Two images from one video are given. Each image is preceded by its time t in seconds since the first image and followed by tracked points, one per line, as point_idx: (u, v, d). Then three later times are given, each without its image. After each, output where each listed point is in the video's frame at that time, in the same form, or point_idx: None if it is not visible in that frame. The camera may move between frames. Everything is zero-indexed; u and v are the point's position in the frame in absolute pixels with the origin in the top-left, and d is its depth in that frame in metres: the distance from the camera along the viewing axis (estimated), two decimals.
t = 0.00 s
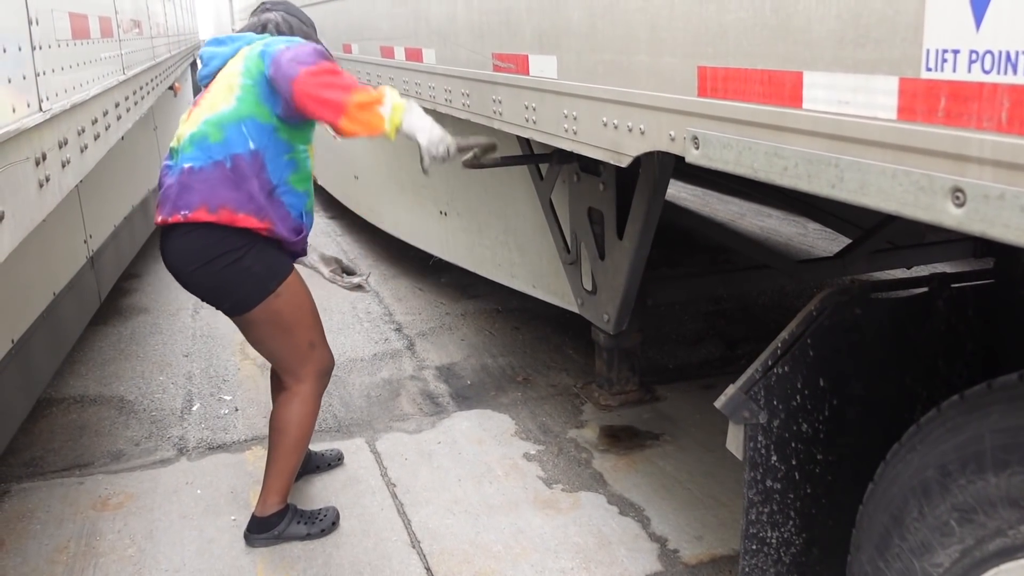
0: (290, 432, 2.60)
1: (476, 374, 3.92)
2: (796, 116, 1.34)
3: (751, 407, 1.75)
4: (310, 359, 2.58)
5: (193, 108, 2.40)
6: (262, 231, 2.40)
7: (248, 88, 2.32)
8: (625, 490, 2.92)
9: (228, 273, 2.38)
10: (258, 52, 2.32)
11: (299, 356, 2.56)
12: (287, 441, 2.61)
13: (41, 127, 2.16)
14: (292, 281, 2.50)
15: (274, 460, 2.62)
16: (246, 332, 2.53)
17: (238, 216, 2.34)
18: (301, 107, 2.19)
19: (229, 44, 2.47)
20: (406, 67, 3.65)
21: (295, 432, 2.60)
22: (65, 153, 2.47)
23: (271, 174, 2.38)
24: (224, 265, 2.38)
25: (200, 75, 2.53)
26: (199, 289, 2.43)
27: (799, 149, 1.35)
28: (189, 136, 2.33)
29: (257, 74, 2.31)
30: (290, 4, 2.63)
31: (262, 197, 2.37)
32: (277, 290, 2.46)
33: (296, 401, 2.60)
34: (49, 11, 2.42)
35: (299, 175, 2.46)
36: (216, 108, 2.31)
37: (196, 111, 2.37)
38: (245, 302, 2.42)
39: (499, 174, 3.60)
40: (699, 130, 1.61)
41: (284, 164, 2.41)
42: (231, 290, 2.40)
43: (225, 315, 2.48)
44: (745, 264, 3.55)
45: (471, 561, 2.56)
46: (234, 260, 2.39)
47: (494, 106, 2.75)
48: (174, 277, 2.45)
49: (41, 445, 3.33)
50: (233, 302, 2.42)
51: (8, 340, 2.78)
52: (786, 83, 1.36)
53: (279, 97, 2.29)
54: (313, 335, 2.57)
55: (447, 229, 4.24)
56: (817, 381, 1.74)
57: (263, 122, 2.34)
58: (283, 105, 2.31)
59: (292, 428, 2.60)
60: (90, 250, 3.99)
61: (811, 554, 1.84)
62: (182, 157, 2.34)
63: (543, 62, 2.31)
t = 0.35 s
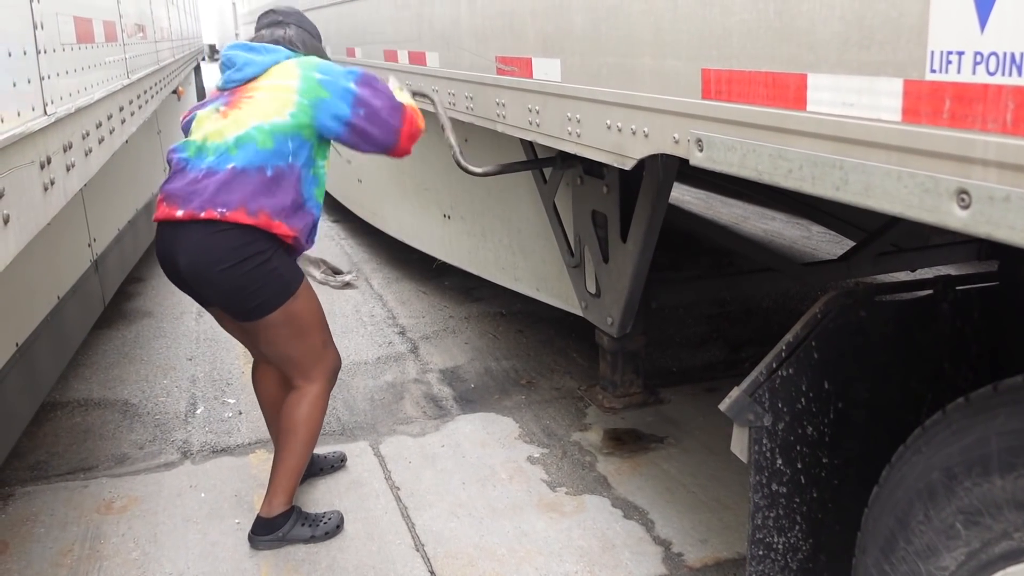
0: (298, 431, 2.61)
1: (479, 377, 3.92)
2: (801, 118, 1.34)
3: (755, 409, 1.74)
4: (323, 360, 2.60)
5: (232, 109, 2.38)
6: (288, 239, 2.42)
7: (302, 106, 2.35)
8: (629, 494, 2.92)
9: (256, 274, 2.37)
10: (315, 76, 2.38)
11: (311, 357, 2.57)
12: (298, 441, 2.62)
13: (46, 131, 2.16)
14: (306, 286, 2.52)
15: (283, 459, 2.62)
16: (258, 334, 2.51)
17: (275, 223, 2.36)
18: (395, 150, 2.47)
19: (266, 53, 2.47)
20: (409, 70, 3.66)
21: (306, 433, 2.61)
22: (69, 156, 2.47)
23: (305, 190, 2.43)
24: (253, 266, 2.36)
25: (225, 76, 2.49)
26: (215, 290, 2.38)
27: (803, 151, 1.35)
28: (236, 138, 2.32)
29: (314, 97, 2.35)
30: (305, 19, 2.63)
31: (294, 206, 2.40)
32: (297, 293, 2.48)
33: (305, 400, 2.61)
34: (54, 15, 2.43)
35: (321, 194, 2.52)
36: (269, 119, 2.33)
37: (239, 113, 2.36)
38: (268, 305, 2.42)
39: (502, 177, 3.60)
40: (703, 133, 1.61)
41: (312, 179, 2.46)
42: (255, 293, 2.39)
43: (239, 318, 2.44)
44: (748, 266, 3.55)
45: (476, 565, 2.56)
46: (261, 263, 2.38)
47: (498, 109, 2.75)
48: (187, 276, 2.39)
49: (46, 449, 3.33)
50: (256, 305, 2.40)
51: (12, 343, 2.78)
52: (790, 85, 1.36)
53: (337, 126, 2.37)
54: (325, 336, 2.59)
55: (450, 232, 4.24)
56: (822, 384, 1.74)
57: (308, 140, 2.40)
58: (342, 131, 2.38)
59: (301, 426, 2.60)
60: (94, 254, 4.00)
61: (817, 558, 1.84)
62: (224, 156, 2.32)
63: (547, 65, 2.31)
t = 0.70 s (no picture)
0: (297, 438, 2.61)
1: (483, 379, 3.92)
2: (805, 120, 1.34)
3: (760, 411, 1.73)
4: (318, 365, 2.58)
5: (215, 116, 2.39)
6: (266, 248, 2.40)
7: (277, 115, 2.34)
8: (633, 496, 2.92)
9: (232, 282, 2.37)
10: (300, 89, 2.37)
11: (307, 362, 2.56)
12: (295, 447, 2.61)
13: (52, 132, 2.17)
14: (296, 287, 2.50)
15: (284, 464, 2.63)
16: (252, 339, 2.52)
17: (248, 232, 2.34)
18: (347, 188, 2.34)
19: (262, 62, 2.51)
20: (413, 72, 3.67)
21: (304, 438, 2.60)
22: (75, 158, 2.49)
23: (283, 200, 2.40)
24: (228, 274, 2.37)
25: (222, 84, 2.53)
26: (199, 296, 2.42)
27: (808, 153, 1.35)
28: (210, 144, 2.32)
29: (293, 107, 2.35)
30: (295, 27, 2.71)
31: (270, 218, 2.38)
32: (282, 299, 2.45)
33: (304, 406, 2.61)
34: (60, 18, 2.44)
35: (306, 207, 2.48)
36: (243, 125, 2.32)
37: (219, 120, 2.37)
38: (248, 311, 2.42)
39: (506, 179, 3.60)
40: (707, 135, 1.61)
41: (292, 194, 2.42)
42: (233, 300, 2.39)
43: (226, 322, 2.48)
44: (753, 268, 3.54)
45: (480, 567, 2.56)
46: (238, 269, 2.38)
47: (502, 111, 2.75)
48: (173, 283, 2.43)
49: (50, 450, 3.34)
50: (236, 311, 2.41)
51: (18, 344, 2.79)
52: (794, 87, 1.36)
53: (309, 137, 2.34)
54: (317, 342, 2.56)
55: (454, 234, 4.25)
56: (826, 386, 1.73)
57: (284, 151, 2.36)
58: (309, 146, 2.35)
59: (299, 433, 2.60)
60: (99, 255, 4.01)
61: (821, 560, 1.84)
62: (198, 163, 2.32)
63: (551, 67, 2.31)
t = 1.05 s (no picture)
0: (298, 433, 2.61)
1: (487, 379, 3.92)
2: (811, 119, 1.34)
3: (764, 411, 1.73)
4: (322, 358, 2.61)
5: (216, 103, 2.37)
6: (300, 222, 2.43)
7: (280, 82, 2.35)
8: (637, 496, 2.91)
9: (267, 265, 2.38)
10: (283, 46, 2.36)
11: (312, 354, 2.58)
12: (298, 441, 2.61)
13: (58, 131, 2.18)
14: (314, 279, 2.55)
15: (284, 460, 2.62)
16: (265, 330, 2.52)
17: (284, 210, 2.37)
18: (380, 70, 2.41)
19: (235, 37, 2.45)
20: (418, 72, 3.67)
21: (306, 432, 2.61)
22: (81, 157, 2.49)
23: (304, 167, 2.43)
24: (265, 256, 2.38)
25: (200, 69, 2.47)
26: (230, 285, 2.40)
27: (814, 152, 1.34)
28: (227, 134, 2.32)
29: (290, 70, 2.36)
30: None
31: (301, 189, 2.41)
32: (306, 285, 2.50)
33: (305, 400, 2.61)
34: (67, 16, 2.45)
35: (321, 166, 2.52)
36: (254, 105, 2.33)
37: (224, 106, 2.35)
38: (280, 293, 2.43)
39: (511, 178, 3.60)
40: (712, 135, 1.61)
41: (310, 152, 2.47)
42: (267, 284, 2.40)
43: (253, 310, 2.46)
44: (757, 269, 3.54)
45: (483, 567, 2.56)
46: (271, 254, 2.40)
47: (507, 111, 2.75)
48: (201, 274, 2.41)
49: (55, 449, 3.34)
50: (268, 294, 2.42)
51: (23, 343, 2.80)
52: (800, 86, 1.36)
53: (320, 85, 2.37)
54: (325, 334, 2.59)
55: (458, 234, 4.25)
56: (831, 386, 1.73)
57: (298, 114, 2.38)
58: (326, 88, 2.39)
59: (301, 427, 2.60)
60: (104, 254, 4.02)
61: (824, 559, 1.84)
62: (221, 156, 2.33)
63: (556, 67, 2.31)
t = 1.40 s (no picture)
0: (301, 434, 2.62)
1: (490, 379, 3.92)
2: (815, 118, 1.33)
3: (768, 412, 1.72)
4: (318, 361, 2.59)
5: (236, 120, 2.40)
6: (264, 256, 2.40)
7: (302, 138, 2.35)
8: (640, 496, 2.91)
9: (230, 285, 2.36)
10: (329, 120, 2.40)
11: (308, 359, 2.57)
12: (298, 443, 2.62)
13: (62, 130, 2.18)
14: (291, 291, 2.49)
15: (286, 463, 2.63)
16: (249, 340, 2.51)
17: (248, 239, 2.34)
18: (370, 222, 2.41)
19: (290, 80, 2.51)
20: (422, 72, 3.67)
21: (306, 434, 2.61)
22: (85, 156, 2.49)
23: (287, 216, 2.41)
24: (227, 276, 2.36)
25: (246, 87, 2.52)
26: (194, 294, 2.40)
27: (818, 152, 1.34)
28: (229, 147, 2.33)
29: (318, 134, 2.36)
30: (312, 43, 2.69)
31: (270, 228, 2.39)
32: (278, 301, 2.45)
33: (306, 402, 2.61)
34: (71, 16, 2.45)
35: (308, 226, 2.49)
36: (266, 137, 2.33)
37: (241, 126, 2.37)
38: (245, 313, 2.41)
39: (514, 178, 3.60)
40: (716, 134, 1.60)
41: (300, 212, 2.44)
42: (231, 302, 2.38)
43: (216, 321, 2.45)
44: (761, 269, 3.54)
45: (486, 566, 2.56)
46: (236, 273, 2.37)
47: (511, 111, 2.75)
48: (167, 277, 2.40)
49: (59, 448, 3.35)
50: (232, 312, 2.40)
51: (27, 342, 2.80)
52: (805, 85, 1.35)
53: (330, 168, 2.37)
54: (316, 338, 2.56)
55: (462, 234, 4.25)
56: (836, 386, 1.73)
57: (300, 172, 2.38)
58: (331, 178, 2.38)
59: (304, 428, 2.61)
60: (108, 253, 4.03)
61: (829, 561, 1.83)
62: (212, 162, 2.33)
63: (560, 66, 2.31)
